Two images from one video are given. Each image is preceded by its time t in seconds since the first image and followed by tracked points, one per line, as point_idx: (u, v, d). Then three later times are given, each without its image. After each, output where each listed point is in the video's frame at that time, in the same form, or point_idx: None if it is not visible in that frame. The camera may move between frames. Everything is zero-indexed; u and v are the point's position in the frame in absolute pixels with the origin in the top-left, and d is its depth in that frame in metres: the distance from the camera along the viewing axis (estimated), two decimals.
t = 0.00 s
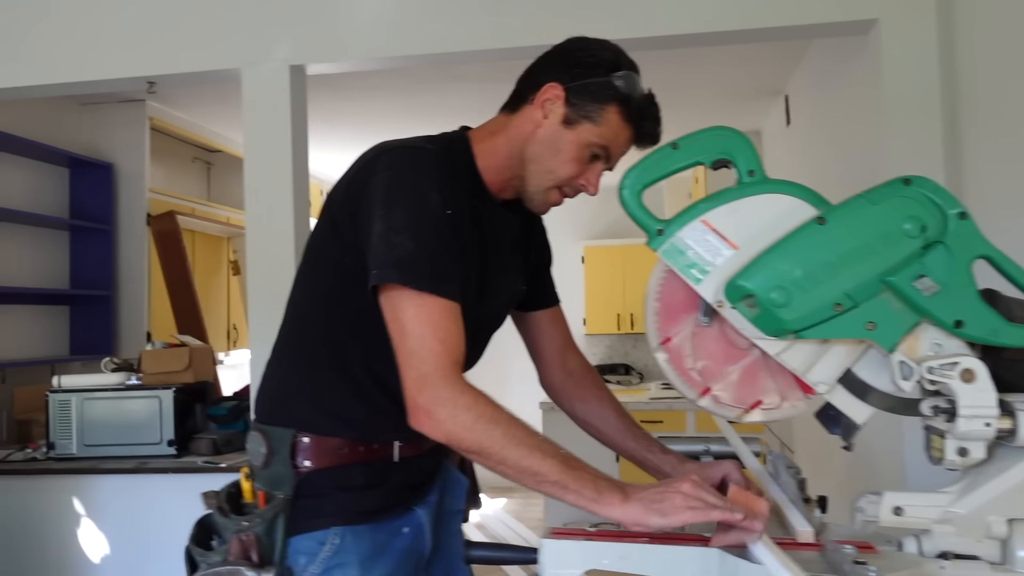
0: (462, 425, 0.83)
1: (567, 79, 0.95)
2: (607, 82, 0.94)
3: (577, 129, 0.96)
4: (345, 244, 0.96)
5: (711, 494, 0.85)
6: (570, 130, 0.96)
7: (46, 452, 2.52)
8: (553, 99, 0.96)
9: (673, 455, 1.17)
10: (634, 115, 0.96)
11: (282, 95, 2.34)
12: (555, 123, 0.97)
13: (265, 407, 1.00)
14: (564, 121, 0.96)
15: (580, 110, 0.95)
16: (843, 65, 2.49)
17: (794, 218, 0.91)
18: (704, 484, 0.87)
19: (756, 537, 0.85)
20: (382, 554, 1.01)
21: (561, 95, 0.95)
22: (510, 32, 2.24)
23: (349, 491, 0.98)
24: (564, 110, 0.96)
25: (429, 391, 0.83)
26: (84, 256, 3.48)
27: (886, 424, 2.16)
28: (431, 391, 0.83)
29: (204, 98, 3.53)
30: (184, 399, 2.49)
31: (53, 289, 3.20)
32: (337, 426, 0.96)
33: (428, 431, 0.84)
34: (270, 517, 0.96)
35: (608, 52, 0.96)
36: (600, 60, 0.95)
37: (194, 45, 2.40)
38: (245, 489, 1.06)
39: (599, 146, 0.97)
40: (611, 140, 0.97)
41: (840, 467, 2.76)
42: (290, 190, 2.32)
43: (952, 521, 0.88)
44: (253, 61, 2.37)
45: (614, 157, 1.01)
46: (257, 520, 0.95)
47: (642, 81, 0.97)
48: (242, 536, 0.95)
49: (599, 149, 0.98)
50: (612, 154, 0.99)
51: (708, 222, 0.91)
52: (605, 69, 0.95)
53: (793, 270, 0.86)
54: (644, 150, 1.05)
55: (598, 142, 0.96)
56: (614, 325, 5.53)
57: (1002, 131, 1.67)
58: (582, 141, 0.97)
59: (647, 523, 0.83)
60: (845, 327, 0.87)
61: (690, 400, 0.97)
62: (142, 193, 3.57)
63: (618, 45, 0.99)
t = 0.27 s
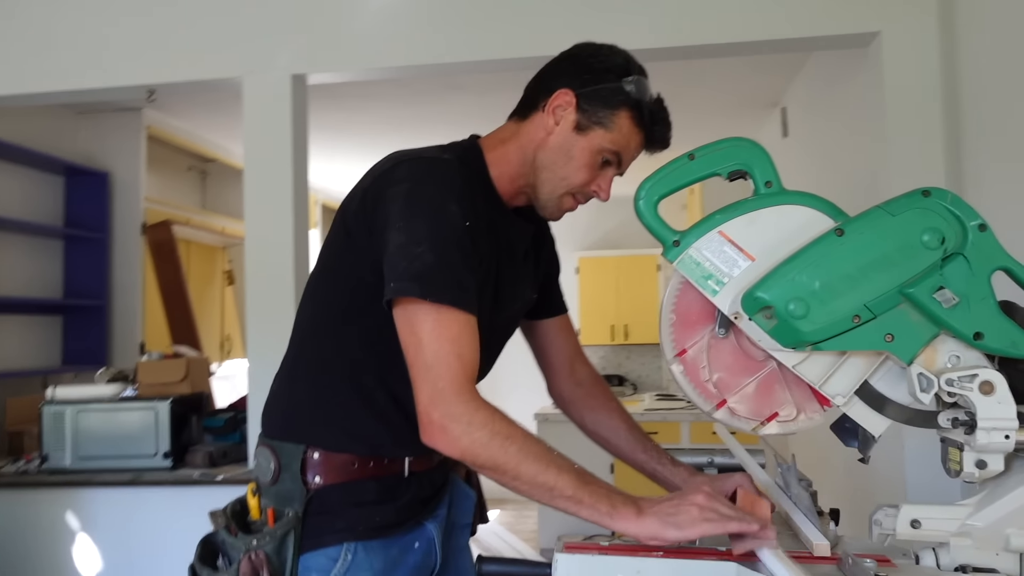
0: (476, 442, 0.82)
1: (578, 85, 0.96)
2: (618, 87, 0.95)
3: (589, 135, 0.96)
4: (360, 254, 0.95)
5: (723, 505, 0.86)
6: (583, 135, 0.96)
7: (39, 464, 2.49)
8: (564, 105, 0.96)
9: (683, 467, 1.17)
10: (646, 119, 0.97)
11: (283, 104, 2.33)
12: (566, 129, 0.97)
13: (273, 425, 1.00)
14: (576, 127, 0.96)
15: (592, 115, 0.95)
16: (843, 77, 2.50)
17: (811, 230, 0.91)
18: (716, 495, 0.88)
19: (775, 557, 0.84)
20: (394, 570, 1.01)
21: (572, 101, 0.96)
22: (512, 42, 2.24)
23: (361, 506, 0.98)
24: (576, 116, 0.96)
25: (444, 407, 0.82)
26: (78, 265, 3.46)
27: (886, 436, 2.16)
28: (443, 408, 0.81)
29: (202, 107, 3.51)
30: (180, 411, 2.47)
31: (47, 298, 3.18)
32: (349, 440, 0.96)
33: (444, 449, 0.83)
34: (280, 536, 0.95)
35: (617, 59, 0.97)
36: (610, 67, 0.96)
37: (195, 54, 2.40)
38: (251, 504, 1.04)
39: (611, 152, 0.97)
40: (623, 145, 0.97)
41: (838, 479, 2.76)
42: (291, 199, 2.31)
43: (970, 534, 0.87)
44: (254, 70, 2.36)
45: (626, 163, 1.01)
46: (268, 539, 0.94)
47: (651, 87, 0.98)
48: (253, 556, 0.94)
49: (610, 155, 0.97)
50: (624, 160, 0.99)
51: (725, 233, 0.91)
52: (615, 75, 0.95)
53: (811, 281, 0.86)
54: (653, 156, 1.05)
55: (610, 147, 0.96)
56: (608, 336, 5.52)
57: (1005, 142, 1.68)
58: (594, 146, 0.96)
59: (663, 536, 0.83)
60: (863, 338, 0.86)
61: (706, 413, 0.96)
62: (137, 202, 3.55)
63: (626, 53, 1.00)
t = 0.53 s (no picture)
0: (446, 460, 0.80)
1: (543, 95, 0.95)
2: (582, 98, 0.95)
3: (554, 145, 0.96)
4: (324, 267, 0.93)
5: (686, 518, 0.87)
6: (548, 146, 0.96)
7: None
8: (529, 116, 0.95)
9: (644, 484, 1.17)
10: (610, 130, 0.97)
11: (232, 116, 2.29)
12: (531, 140, 0.96)
13: (229, 444, 0.97)
14: (541, 138, 0.96)
15: (557, 126, 0.95)
16: (789, 95, 2.55)
17: (775, 245, 0.92)
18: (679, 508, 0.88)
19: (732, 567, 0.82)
20: None
21: (536, 112, 0.95)
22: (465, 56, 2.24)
23: (323, 527, 0.95)
24: (541, 127, 0.96)
25: (414, 425, 0.80)
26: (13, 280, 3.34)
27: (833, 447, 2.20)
28: (414, 425, 0.80)
29: (144, 117, 3.43)
30: (122, 430, 2.40)
31: None
32: (313, 459, 0.94)
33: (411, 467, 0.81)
34: (239, 561, 0.93)
35: (580, 69, 0.97)
36: (573, 77, 0.96)
37: (140, 63, 2.34)
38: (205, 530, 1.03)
39: (576, 162, 0.97)
40: (588, 155, 0.97)
41: (785, 490, 2.80)
42: (240, 212, 2.27)
43: (929, 545, 0.87)
44: (201, 80, 2.32)
45: (591, 173, 1.01)
46: (226, 565, 0.93)
47: (613, 97, 0.98)
48: None
49: (576, 165, 0.98)
50: (589, 170, 0.99)
51: (691, 248, 0.92)
52: (579, 86, 0.96)
53: (777, 296, 0.86)
54: (617, 166, 1.06)
55: (576, 157, 0.96)
56: (557, 349, 5.54)
57: (946, 161, 1.73)
58: (559, 157, 0.96)
59: (628, 549, 0.83)
60: (827, 353, 0.87)
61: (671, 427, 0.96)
62: (75, 215, 3.44)
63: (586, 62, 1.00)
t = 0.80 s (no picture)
0: (429, 467, 0.79)
1: (516, 95, 0.95)
2: (556, 97, 0.95)
3: (530, 145, 0.95)
4: (298, 274, 0.91)
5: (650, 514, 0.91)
6: (523, 146, 0.95)
7: None
8: (503, 116, 0.95)
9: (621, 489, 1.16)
10: (584, 129, 0.97)
11: (196, 121, 2.25)
12: (506, 140, 0.96)
13: (198, 456, 0.95)
14: (516, 138, 0.95)
15: (531, 125, 0.95)
16: (753, 104, 2.59)
17: (750, 251, 0.92)
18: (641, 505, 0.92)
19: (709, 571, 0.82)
20: None
21: (510, 112, 0.95)
22: (434, 62, 2.23)
23: (298, 540, 0.94)
24: (515, 127, 0.95)
25: (396, 434, 0.79)
26: None
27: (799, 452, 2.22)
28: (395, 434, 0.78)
29: (104, 122, 3.37)
30: (81, 441, 2.34)
31: None
32: (290, 470, 0.92)
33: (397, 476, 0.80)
34: None
35: (553, 69, 0.97)
36: (546, 76, 0.96)
37: (100, 66, 2.30)
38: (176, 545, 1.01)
39: (552, 161, 0.97)
40: (563, 155, 0.97)
41: (751, 496, 2.82)
42: (204, 218, 2.23)
43: (903, 549, 0.88)
44: (164, 84, 2.28)
45: (567, 173, 1.01)
46: None
47: (586, 96, 0.98)
48: None
49: (552, 165, 0.97)
50: (565, 170, 0.99)
51: (667, 254, 0.92)
52: (552, 85, 0.95)
53: (753, 302, 0.87)
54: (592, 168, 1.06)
55: (551, 157, 0.96)
56: (522, 357, 5.53)
57: (907, 169, 1.76)
58: (535, 157, 0.96)
59: (597, 545, 0.85)
60: (802, 358, 0.88)
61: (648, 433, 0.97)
62: (31, 221, 3.36)
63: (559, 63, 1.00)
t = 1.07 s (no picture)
0: (425, 468, 0.79)
1: (513, 87, 0.94)
2: (554, 89, 0.94)
3: (528, 137, 0.94)
4: (293, 270, 0.90)
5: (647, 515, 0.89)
6: (521, 138, 0.94)
7: None
8: (500, 109, 0.94)
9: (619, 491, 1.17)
10: (581, 121, 0.97)
11: (190, 119, 2.24)
12: (504, 133, 0.95)
13: (200, 459, 0.94)
14: (513, 131, 0.94)
15: (529, 116, 0.94)
16: (749, 105, 2.58)
17: (751, 250, 0.92)
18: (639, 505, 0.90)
19: None
20: None
21: (508, 104, 0.94)
22: (430, 61, 2.22)
23: (302, 542, 0.93)
24: (513, 120, 0.94)
25: (393, 431, 0.78)
26: None
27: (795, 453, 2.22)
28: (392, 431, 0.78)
29: (97, 121, 3.35)
30: (74, 442, 2.32)
31: None
32: (293, 468, 0.92)
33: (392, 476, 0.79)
34: None
35: (548, 61, 0.97)
36: (542, 68, 0.96)
37: (93, 64, 2.28)
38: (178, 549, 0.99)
39: (551, 154, 0.96)
40: (563, 146, 0.96)
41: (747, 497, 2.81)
42: (198, 218, 2.22)
43: (905, 550, 0.88)
44: (158, 83, 2.26)
45: (566, 167, 1.00)
46: None
47: (582, 89, 0.98)
48: None
49: (551, 157, 0.96)
50: (564, 162, 0.98)
51: (668, 252, 0.91)
52: (549, 77, 0.95)
53: (756, 301, 0.86)
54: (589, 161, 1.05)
55: (551, 148, 0.95)
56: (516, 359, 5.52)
57: (903, 170, 1.76)
58: (534, 148, 0.95)
59: (592, 547, 0.84)
60: (804, 358, 0.87)
61: (649, 433, 0.96)
62: (22, 220, 3.34)
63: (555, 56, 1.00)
